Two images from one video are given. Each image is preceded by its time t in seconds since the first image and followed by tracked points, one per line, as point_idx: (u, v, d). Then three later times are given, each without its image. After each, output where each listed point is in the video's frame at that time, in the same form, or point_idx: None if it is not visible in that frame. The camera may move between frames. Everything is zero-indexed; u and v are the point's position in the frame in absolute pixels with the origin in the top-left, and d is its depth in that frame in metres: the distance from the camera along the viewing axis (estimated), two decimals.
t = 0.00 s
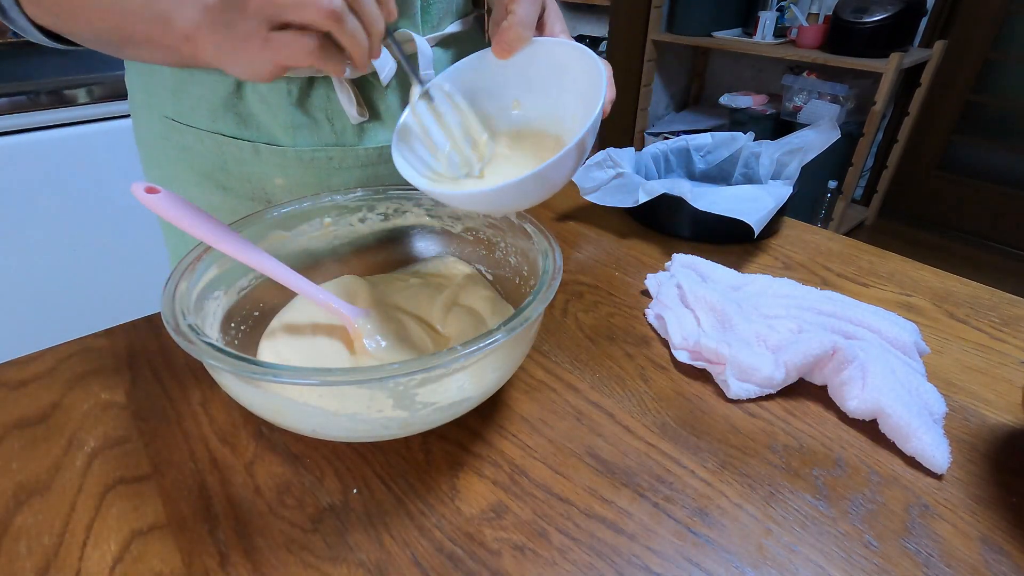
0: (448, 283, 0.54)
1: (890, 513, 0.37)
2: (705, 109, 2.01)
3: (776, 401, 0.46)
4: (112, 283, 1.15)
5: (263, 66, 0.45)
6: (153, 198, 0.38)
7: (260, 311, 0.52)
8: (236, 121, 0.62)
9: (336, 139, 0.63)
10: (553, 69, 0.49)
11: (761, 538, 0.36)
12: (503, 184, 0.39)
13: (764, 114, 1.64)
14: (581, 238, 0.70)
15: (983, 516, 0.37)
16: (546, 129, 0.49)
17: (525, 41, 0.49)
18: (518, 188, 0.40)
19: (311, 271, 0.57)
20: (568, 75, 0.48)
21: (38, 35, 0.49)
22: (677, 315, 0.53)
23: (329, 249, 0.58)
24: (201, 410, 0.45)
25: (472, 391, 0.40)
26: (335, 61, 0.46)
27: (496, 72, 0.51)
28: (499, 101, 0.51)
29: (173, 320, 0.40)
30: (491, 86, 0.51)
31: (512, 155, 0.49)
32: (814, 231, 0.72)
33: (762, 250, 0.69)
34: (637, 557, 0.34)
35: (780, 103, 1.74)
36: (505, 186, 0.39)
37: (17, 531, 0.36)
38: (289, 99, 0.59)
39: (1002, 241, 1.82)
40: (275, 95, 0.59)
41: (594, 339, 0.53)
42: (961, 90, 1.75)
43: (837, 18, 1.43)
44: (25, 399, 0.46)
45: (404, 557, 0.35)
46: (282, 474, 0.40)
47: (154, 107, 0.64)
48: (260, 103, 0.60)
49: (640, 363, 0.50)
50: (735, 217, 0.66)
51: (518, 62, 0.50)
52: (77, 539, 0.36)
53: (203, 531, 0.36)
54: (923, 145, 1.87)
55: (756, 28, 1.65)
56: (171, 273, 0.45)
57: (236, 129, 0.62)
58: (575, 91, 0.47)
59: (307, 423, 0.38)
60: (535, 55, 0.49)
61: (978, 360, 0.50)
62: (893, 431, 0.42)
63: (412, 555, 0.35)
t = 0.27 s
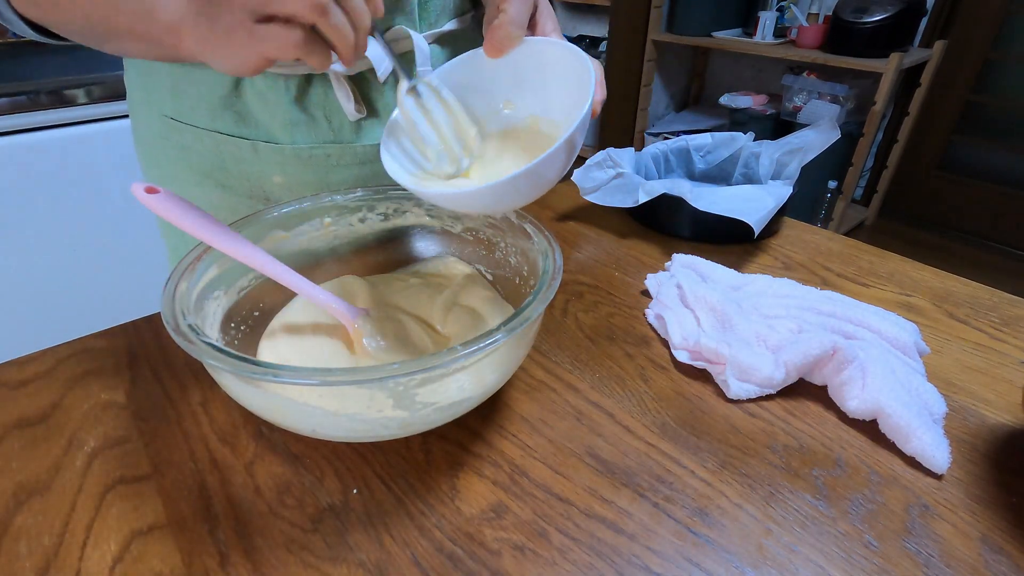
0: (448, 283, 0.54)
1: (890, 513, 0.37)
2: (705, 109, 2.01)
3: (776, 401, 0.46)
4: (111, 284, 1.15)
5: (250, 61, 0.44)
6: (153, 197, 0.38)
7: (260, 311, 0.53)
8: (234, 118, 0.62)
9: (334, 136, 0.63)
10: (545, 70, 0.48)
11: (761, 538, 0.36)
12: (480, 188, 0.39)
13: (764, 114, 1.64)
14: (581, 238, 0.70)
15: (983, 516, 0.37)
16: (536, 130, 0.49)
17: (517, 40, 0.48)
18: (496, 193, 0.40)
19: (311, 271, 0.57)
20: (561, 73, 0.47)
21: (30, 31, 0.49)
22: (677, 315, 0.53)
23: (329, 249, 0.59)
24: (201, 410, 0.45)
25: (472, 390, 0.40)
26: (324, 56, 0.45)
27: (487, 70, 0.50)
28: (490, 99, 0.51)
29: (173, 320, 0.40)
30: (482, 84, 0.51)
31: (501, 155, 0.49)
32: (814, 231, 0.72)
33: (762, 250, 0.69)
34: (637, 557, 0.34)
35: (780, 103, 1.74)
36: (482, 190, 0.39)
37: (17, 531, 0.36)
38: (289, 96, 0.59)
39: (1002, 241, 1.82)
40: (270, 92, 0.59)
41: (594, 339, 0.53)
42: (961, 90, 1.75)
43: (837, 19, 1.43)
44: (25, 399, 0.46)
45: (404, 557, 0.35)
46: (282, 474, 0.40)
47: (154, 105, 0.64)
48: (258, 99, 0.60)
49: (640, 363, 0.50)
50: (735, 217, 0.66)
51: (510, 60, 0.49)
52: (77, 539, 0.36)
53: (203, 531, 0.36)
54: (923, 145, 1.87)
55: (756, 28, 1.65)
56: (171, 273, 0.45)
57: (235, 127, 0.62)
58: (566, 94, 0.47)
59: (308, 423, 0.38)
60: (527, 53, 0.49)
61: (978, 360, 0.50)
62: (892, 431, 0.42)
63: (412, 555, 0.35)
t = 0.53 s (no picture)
0: (448, 284, 0.54)
1: (890, 513, 0.38)
2: (705, 109, 2.01)
3: (776, 401, 0.46)
4: (112, 284, 1.15)
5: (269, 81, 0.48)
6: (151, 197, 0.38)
7: (260, 311, 0.53)
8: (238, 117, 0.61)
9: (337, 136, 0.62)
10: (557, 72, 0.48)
11: (761, 539, 0.36)
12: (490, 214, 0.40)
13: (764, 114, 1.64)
14: (582, 238, 0.70)
15: (983, 516, 0.37)
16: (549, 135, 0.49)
17: (524, 43, 0.48)
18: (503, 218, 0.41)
19: (311, 271, 0.57)
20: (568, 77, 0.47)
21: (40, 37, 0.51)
22: (676, 315, 0.53)
23: (329, 248, 0.59)
24: (201, 410, 0.45)
25: (472, 390, 0.40)
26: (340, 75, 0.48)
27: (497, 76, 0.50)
28: (501, 105, 0.51)
29: (173, 320, 0.40)
30: (492, 91, 0.51)
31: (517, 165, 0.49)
32: (814, 232, 0.72)
33: (762, 250, 0.69)
34: (637, 557, 0.34)
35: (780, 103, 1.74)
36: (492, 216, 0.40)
37: (17, 531, 0.36)
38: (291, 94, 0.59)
39: (1002, 242, 1.82)
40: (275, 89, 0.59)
41: (594, 339, 0.53)
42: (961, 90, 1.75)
43: (837, 19, 1.43)
44: (25, 399, 0.46)
45: (403, 557, 0.35)
46: (282, 474, 0.40)
47: (157, 106, 0.65)
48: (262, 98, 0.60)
49: (641, 363, 0.50)
50: (735, 217, 0.67)
51: (519, 64, 0.49)
52: (77, 539, 0.36)
53: (204, 531, 0.36)
54: (923, 145, 1.87)
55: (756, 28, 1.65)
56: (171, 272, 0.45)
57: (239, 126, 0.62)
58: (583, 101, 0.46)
59: (308, 423, 0.38)
60: (535, 59, 0.48)
61: (977, 360, 0.50)
62: (892, 431, 0.42)
63: (412, 555, 0.35)
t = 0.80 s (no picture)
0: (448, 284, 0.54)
1: (890, 514, 0.38)
2: (705, 109, 2.01)
3: (776, 401, 0.46)
4: (112, 285, 1.15)
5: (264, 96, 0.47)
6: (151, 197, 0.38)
7: (260, 311, 0.53)
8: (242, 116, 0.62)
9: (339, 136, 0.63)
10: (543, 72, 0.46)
11: (761, 539, 0.36)
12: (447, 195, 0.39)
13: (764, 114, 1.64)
14: (582, 238, 0.70)
15: (983, 516, 0.37)
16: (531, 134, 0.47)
17: (512, 43, 0.47)
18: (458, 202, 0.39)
19: (311, 271, 0.57)
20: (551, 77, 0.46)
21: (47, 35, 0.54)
22: (676, 315, 0.53)
23: (328, 248, 0.59)
24: (201, 410, 0.45)
25: (472, 390, 0.40)
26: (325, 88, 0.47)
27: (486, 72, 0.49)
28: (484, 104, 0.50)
29: (174, 320, 0.40)
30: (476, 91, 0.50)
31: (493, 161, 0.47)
32: (814, 232, 0.72)
33: (762, 250, 0.69)
34: (637, 557, 0.34)
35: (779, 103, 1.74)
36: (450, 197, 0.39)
37: (17, 532, 0.36)
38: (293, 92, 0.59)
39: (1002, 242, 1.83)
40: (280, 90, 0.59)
41: (594, 339, 0.53)
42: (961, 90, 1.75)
43: (837, 19, 1.43)
44: (25, 399, 0.46)
45: (403, 557, 0.35)
46: (282, 474, 0.40)
47: (159, 104, 0.65)
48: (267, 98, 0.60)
49: (641, 363, 0.50)
50: (735, 217, 0.67)
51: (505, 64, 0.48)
52: (77, 539, 0.36)
53: (203, 531, 0.36)
54: (923, 145, 1.87)
55: (756, 28, 1.65)
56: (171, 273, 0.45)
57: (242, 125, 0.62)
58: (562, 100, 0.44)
59: (308, 424, 0.38)
60: (526, 59, 0.47)
61: (977, 360, 0.51)
62: (893, 431, 0.42)
63: (412, 555, 0.35)
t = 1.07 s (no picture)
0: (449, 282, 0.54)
1: (890, 514, 0.38)
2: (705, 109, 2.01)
3: (776, 401, 0.46)
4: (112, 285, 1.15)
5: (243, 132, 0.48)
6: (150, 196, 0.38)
7: (260, 311, 0.52)
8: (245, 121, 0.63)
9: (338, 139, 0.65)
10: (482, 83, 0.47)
11: (761, 539, 0.36)
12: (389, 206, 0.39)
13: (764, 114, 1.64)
14: (581, 239, 0.70)
15: (983, 516, 0.37)
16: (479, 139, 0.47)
17: (458, 55, 0.48)
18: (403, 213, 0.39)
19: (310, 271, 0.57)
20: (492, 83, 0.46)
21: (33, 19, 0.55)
22: (676, 315, 0.53)
23: (327, 249, 0.58)
24: (200, 410, 0.45)
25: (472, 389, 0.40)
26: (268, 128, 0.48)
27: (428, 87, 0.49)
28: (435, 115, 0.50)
29: (174, 320, 0.40)
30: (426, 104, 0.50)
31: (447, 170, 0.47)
32: (814, 232, 0.72)
33: (762, 250, 0.69)
34: (637, 557, 0.34)
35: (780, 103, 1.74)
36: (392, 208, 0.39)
37: (17, 532, 0.36)
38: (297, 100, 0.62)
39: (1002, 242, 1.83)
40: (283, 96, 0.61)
41: (594, 339, 0.53)
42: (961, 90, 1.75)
43: (837, 19, 1.43)
44: (25, 399, 0.46)
45: (403, 557, 0.35)
46: (282, 474, 0.40)
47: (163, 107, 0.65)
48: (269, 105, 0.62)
49: (641, 363, 0.50)
50: (735, 217, 0.67)
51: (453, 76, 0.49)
52: (77, 539, 0.36)
53: (203, 531, 0.36)
54: (923, 145, 1.87)
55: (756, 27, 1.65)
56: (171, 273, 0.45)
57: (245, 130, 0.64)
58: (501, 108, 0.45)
59: (308, 423, 0.38)
60: (466, 71, 0.48)
61: (977, 360, 0.51)
62: (892, 431, 0.42)
63: (412, 555, 0.35)
